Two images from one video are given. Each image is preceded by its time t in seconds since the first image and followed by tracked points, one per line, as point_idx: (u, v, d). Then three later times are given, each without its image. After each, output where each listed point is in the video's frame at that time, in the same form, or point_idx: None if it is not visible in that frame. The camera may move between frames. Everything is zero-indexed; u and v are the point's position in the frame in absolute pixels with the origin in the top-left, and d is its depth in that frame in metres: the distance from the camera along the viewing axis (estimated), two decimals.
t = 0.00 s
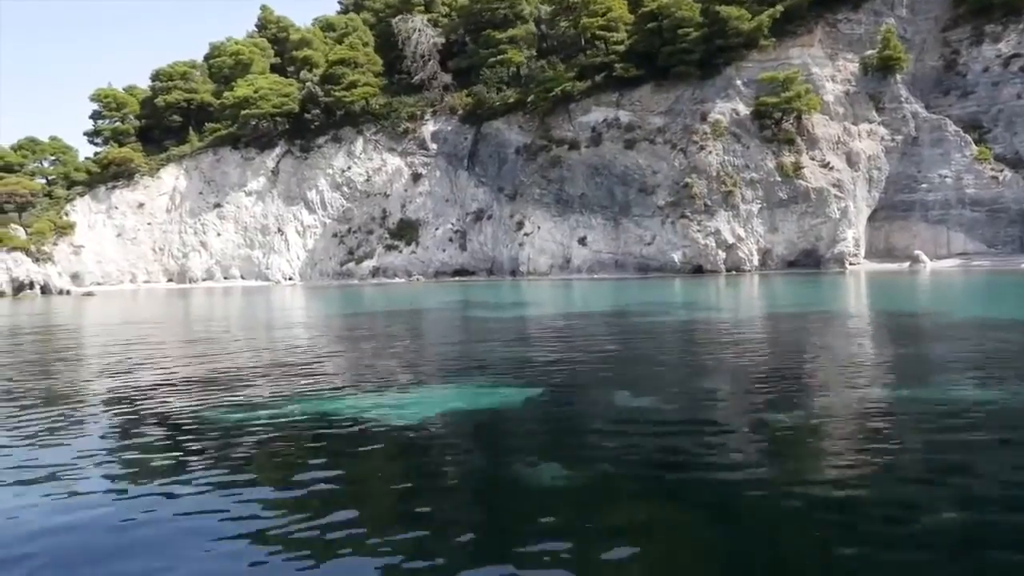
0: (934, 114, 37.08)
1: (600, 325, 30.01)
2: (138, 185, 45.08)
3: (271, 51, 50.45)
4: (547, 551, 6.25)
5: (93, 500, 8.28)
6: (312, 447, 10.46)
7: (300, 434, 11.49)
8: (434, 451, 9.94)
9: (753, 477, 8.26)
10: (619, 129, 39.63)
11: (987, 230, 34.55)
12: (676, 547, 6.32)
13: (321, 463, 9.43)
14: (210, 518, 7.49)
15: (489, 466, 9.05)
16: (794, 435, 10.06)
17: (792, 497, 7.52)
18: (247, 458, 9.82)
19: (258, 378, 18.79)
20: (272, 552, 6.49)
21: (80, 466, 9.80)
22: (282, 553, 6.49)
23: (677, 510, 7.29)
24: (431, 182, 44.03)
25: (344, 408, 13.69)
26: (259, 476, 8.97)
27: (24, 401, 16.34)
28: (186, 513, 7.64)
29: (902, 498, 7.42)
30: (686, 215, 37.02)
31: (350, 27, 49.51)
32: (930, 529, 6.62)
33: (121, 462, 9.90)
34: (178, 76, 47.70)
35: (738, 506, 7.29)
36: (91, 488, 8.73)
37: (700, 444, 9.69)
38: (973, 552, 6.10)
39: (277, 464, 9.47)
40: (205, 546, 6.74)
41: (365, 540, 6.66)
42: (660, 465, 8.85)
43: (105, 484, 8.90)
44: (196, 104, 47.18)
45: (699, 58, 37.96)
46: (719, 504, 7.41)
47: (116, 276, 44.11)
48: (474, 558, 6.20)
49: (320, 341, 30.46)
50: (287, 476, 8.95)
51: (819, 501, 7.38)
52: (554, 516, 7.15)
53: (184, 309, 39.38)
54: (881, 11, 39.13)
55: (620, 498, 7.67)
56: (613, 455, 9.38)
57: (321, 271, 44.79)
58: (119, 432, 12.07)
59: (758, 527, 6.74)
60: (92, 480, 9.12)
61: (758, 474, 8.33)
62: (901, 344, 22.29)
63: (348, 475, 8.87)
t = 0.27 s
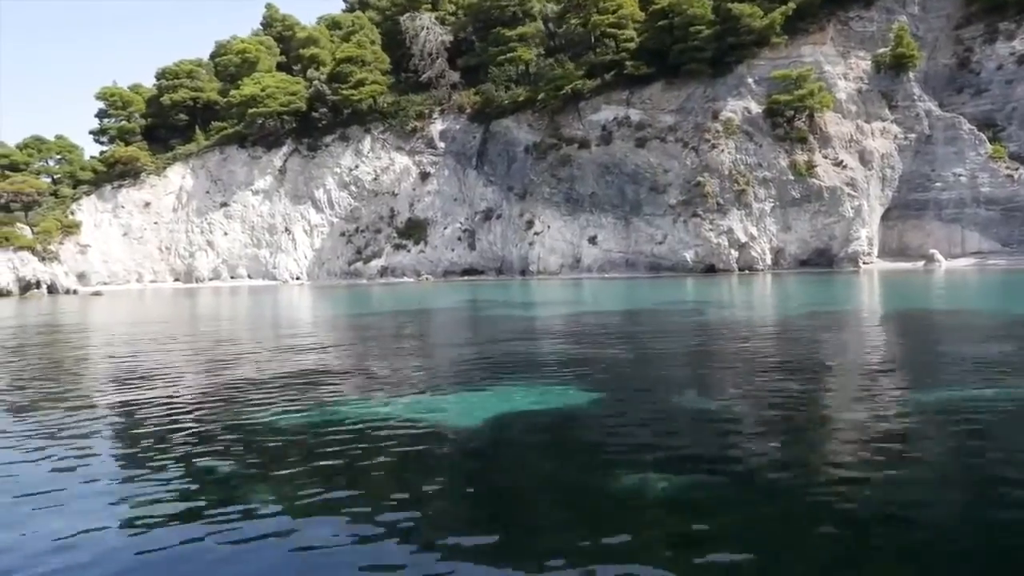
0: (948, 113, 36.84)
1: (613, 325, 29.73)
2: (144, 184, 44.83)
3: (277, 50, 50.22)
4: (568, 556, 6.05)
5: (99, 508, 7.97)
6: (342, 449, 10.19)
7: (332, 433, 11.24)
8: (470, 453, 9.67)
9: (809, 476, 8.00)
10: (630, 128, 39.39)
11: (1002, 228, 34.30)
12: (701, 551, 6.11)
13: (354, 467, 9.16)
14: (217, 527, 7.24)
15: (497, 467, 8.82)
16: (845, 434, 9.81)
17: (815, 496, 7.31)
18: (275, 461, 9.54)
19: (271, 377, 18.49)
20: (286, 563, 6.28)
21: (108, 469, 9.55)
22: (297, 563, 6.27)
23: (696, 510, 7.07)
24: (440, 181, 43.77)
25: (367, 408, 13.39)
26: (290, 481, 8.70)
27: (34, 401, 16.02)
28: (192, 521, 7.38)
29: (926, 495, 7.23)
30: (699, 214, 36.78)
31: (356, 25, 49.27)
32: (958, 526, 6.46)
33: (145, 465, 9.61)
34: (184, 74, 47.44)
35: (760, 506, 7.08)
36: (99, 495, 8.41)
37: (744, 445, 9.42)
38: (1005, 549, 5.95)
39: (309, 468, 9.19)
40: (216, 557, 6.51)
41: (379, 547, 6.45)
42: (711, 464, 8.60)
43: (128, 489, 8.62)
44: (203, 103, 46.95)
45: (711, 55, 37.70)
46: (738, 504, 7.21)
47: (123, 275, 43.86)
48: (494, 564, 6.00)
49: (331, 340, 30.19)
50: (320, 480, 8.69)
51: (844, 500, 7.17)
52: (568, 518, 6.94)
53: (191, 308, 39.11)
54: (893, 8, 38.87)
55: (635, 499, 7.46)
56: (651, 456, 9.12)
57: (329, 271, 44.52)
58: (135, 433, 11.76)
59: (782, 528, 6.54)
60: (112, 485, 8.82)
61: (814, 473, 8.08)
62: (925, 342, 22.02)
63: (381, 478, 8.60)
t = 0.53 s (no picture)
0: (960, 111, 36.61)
1: (624, 323, 29.50)
2: (149, 183, 44.61)
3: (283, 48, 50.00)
4: (585, 552, 5.90)
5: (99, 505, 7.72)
6: (366, 445, 9.94)
7: (359, 430, 11.02)
8: (498, 450, 9.42)
9: (861, 474, 7.76)
10: (639, 126, 39.16)
11: (1015, 227, 34.08)
12: (708, 546, 6.00)
13: (380, 462, 8.91)
14: (212, 520, 7.07)
15: (500, 464, 8.67)
16: (890, 432, 9.57)
17: (823, 493, 7.19)
18: (297, 457, 9.28)
19: (283, 376, 18.19)
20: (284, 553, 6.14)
21: (131, 465, 9.34)
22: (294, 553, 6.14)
23: (698, 506, 6.96)
24: (447, 180, 43.56)
25: (387, 405, 13.14)
26: (312, 477, 8.46)
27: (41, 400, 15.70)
28: (187, 515, 7.22)
29: (932, 492, 7.14)
30: (709, 212, 36.57)
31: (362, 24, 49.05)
32: (987, 523, 6.33)
33: (163, 462, 9.35)
34: (190, 72, 47.19)
35: (766, 504, 6.96)
36: (100, 493, 8.15)
37: (786, 442, 9.22)
38: (1016, 544, 5.87)
39: (333, 464, 8.94)
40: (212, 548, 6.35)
41: (378, 540, 6.34)
42: (755, 462, 8.36)
43: (143, 485, 8.36)
44: (208, 101, 46.71)
45: (721, 53, 37.47)
46: (741, 500, 7.09)
47: (129, 275, 43.67)
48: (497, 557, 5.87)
49: (339, 339, 29.94)
50: (343, 476, 8.44)
51: (852, 497, 7.06)
52: (570, 513, 6.81)
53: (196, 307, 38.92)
54: (904, 6, 38.63)
55: (636, 495, 7.34)
56: (681, 453, 8.89)
57: (335, 270, 44.28)
58: (146, 431, 11.45)
59: (787, 524, 6.43)
60: (125, 482, 8.56)
61: (866, 472, 7.84)
62: (946, 341, 21.75)
63: (408, 474, 8.39)
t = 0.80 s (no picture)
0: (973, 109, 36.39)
1: (638, 323, 29.28)
2: (155, 182, 44.35)
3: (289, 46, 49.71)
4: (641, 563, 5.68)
5: (113, 508, 7.48)
6: (404, 445, 9.70)
7: (395, 429, 10.78)
8: (541, 451, 9.20)
9: (927, 476, 7.53)
10: (650, 125, 38.91)
11: None
12: (725, 547, 5.98)
13: (420, 463, 8.69)
14: (225, 519, 6.99)
15: (513, 464, 8.58)
16: (945, 432, 9.34)
17: (839, 491, 7.15)
18: (336, 458, 9.04)
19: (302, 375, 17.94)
20: (301, 555, 6.11)
21: (166, 466, 9.10)
22: (310, 554, 6.10)
23: (709, 506, 6.93)
24: (455, 179, 43.31)
25: (417, 404, 12.91)
26: (350, 478, 8.24)
27: (58, 400, 15.44)
28: (223, 520, 6.99)
29: (941, 489, 7.14)
30: (721, 211, 36.36)
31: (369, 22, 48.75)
32: None
33: (193, 463, 9.09)
34: (196, 70, 46.88)
35: (832, 508, 6.71)
36: (114, 496, 7.89)
37: (840, 442, 8.99)
38: None
39: (374, 465, 8.70)
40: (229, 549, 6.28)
41: (391, 540, 6.32)
42: (812, 463, 8.13)
43: (173, 488, 8.10)
44: (214, 99, 46.41)
45: (733, 51, 37.21)
46: (750, 499, 7.08)
47: (135, 274, 43.44)
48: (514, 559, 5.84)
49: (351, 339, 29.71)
50: (383, 477, 8.23)
51: (868, 495, 7.02)
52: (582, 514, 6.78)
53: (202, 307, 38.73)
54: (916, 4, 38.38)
55: (645, 494, 7.32)
56: (727, 453, 8.67)
57: (343, 270, 44.03)
58: (167, 432, 11.13)
59: (799, 524, 6.43)
60: (152, 484, 8.29)
61: (933, 473, 7.60)
62: (970, 340, 21.52)
63: (448, 476, 8.16)
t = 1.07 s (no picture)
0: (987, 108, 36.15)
1: (652, 321, 29.03)
2: (162, 181, 44.15)
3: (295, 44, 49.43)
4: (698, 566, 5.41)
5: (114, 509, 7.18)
6: (435, 442, 9.41)
7: (429, 427, 10.53)
8: (569, 449, 8.95)
9: (993, 475, 7.28)
10: (660, 123, 38.64)
11: None
12: (735, 541, 5.86)
13: (460, 461, 8.44)
14: (218, 514, 6.83)
15: (543, 461, 8.37)
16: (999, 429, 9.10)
17: (848, 486, 7.03)
18: (374, 456, 8.79)
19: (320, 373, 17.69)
20: (297, 548, 5.99)
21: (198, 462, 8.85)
22: (305, 547, 6.01)
23: (736, 502, 6.75)
24: (464, 178, 43.05)
25: (446, 401, 12.66)
26: (379, 475, 7.99)
27: (75, 397, 15.22)
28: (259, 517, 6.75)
29: (953, 483, 7.06)
30: (733, 211, 36.14)
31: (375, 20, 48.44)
32: None
33: (209, 461, 8.80)
34: (202, 69, 46.62)
35: (898, 507, 6.45)
36: (109, 497, 7.55)
37: (894, 440, 8.73)
38: None
39: (415, 462, 8.45)
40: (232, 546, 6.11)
41: (408, 537, 6.14)
42: (870, 460, 7.88)
43: (177, 488, 7.78)
44: (221, 98, 46.14)
45: (745, 49, 36.96)
46: (754, 493, 6.98)
47: (142, 274, 43.25)
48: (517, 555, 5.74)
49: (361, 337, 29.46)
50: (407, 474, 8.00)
51: (905, 492, 6.85)
52: (584, 509, 6.67)
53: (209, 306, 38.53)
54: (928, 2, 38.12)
55: (651, 488, 7.20)
56: (777, 451, 8.41)
57: (350, 269, 43.77)
58: (186, 429, 10.84)
59: (810, 517, 6.33)
60: (157, 483, 7.99)
61: (998, 472, 7.36)
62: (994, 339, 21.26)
63: (490, 475, 7.90)
